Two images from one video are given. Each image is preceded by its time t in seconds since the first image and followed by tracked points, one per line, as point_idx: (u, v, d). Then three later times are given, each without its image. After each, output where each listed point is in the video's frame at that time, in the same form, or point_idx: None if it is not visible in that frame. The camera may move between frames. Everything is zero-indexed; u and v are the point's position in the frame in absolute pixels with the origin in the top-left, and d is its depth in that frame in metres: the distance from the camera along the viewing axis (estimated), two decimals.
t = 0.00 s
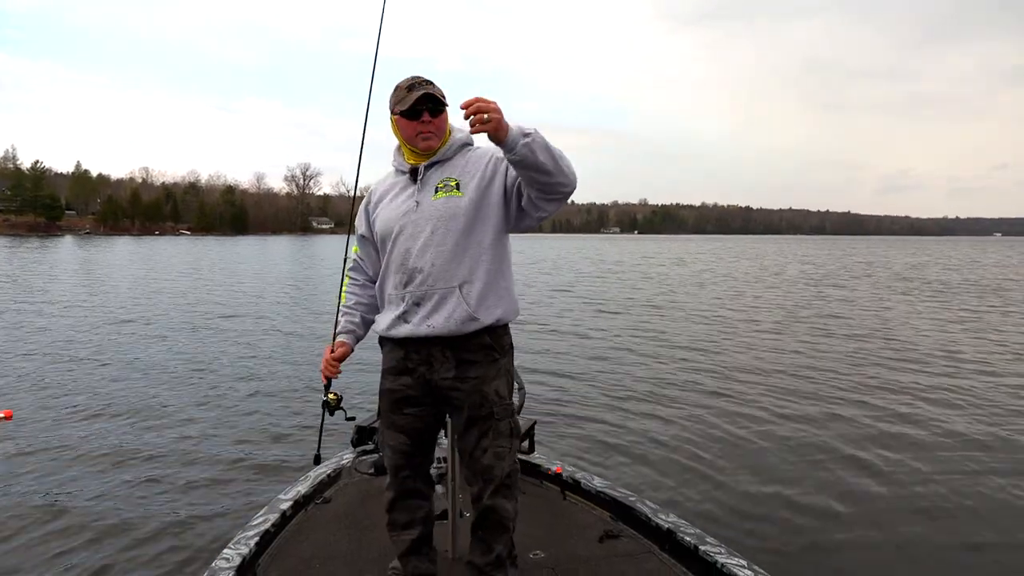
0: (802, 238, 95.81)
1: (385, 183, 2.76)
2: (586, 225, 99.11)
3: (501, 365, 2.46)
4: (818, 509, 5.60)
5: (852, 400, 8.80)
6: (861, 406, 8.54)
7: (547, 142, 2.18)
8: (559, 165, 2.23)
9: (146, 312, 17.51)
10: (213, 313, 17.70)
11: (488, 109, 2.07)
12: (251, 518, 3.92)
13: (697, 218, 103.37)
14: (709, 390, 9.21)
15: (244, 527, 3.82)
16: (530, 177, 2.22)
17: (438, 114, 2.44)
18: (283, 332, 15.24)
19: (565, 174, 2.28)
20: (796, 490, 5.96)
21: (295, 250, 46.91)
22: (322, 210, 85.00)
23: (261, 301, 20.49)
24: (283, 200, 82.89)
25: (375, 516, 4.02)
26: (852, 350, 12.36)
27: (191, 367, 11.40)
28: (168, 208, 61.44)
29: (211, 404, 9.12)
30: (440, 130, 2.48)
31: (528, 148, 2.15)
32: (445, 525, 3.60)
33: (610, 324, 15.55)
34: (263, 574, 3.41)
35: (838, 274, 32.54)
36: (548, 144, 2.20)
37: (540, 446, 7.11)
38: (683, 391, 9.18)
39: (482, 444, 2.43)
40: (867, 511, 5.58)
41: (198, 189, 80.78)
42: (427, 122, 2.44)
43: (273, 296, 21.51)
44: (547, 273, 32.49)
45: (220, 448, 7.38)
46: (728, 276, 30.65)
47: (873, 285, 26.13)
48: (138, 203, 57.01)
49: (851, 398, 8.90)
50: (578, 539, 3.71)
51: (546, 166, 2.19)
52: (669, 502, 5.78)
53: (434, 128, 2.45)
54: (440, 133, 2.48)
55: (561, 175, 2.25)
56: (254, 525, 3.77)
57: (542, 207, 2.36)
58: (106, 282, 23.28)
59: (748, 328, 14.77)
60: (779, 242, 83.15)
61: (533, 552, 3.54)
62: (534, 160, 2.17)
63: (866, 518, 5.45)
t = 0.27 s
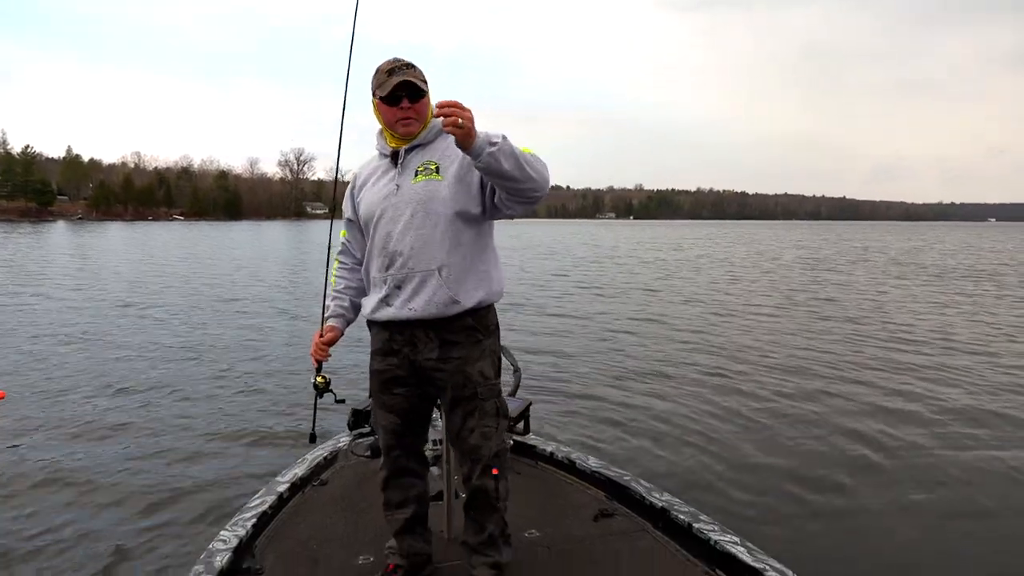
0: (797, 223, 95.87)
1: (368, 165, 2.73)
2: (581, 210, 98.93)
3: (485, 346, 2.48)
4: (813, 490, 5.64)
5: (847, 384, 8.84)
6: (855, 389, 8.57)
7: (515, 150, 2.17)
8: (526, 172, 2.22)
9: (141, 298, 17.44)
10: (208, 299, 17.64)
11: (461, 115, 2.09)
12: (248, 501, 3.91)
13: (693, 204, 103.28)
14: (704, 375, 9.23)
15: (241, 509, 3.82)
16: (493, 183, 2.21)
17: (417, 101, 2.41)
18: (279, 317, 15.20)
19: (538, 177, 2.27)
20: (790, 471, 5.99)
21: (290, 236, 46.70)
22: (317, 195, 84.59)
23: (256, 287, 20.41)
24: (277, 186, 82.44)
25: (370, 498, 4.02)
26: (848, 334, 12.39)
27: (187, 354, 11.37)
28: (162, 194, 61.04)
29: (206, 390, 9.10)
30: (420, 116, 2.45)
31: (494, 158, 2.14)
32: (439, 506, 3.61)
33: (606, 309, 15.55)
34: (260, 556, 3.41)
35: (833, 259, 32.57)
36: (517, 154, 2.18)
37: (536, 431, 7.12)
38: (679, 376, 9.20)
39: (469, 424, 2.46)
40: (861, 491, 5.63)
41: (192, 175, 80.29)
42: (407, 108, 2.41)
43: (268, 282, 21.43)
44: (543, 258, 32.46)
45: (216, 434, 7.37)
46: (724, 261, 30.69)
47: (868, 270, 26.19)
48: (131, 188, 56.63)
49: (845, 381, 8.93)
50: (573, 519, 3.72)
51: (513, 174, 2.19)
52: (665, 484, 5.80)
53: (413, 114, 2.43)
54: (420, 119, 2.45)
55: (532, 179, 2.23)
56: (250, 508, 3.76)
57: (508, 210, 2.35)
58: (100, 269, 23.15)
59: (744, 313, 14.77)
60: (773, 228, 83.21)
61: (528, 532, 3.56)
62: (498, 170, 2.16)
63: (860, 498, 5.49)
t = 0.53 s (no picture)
0: (787, 203, 96.09)
1: (355, 136, 2.70)
2: (572, 188, 98.68)
3: (464, 320, 2.47)
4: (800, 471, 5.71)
5: (834, 364, 8.93)
6: (843, 369, 8.67)
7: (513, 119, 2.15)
8: (523, 142, 2.20)
9: (130, 271, 17.31)
10: (197, 273, 17.54)
11: (453, 73, 2.07)
12: (240, 474, 3.92)
13: (684, 182, 103.24)
14: (694, 353, 9.30)
15: (232, 482, 3.83)
16: (493, 150, 2.20)
17: (398, 98, 2.31)
18: (269, 293, 15.15)
19: (533, 150, 2.25)
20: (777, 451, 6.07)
21: (280, 210, 46.37)
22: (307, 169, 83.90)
23: (246, 261, 20.30)
24: (267, 159, 81.66)
25: (361, 471, 4.04)
26: (836, 314, 12.50)
27: (176, 328, 11.32)
28: (150, 166, 60.35)
29: (197, 364, 9.08)
30: (403, 108, 2.36)
31: (493, 120, 2.12)
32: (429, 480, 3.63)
33: (597, 287, 15.60)
34: (252, 529, 3.42)
35: (823, 239, 32.73)
36: (514, 122, 2.16)
37: (527, 407, 7.16)
38: (668, 354, 9.26)
39: (446, 397, 2.46)
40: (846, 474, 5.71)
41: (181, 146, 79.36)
42: (388, 104, 2.33)
43: (258, 257, 21.32)
44: (534, 236, 32.43)
45: (208, 408, 7.37)
46: (715, 240, 30.76)
47: (857, 251, 26.35)
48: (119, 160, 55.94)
49: (833, 362, 9.03)
50: (564, 493, 3.75)
51: (509, 143, 2.17)
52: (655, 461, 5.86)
53: (394, 109, 2.35)
54: (403, 111, 2.37)
55: (525, 152, 2.22)
56: (242, 480, 3.77)
57: (501, 182, 2.34)
58: (88, 241, 22.94)
59: (735, 292, 14.84)
60: (763, 207, 83.41)
61: (518, 506, 3.59)
62: (496, 134, 2.14)
63: (846, 481, 5.57)
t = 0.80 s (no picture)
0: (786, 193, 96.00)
1: (350, 121, 2.68)
2: (571, 177, 98.50)
3: (455, 310, 2.48)
4: (799, 457, 5.73)
5: (834, 353, 8.94)
6: (842, 358, 8.68)
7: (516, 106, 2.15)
8: (526, 128, 2.20)
9: (129, 260, 17.28)
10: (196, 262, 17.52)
11: (450, 55, 2.08)
12: (240, 462, 3.92)
13: (683, 172, 103.05)
14: (694, 342, 9.30)
15: (233, 471, 3.83)
16: (495, 135, 2.19)
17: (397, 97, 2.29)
18: (269, 282, 15.13)
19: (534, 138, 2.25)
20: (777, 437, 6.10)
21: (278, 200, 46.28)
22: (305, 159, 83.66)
23: (245, 250, 20.27)
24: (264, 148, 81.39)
25: (362, 460, 4.05)
26: (835, 304, 12.51)
27: (176, 317, 11.32)
28: (147, 154, 60.14)
29: (197, 354, 9.08)
30: (401, 105, 2.35)
31: (497, 101, 2.12)
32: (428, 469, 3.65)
33: (596, 276, 15.60)
34: (252, 517, 3.43)
35: (822, 229, 32.71)
36: (518, 109, 2.16)
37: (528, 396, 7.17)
38: (668, 343, 9.27)
39: (437, 385, 2.47)
40: (845, 459, 5.73)
41: (178, 135, 79.03)
42: (386, 102, 2.32)
43: (257, 246, 21.28)
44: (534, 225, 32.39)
45: (208, 397, 7.38)
46: (714, 229, 30.73)
47: (856, 241, 26.34)
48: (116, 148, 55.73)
49: (832, 351, 9.04)
50: (564, 482, 3.77)
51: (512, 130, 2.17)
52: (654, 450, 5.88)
53: (392, 107, 2.34)
54: (401, 108, 2.36)
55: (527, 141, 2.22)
56: (242, 469, 3.78)
57: (501, 172, 2.34)
58: (86, 230, 22.89)
59: (734, 283, 14.84)
60: (763, 197, 83.30)
61: (518, 495, 3.60)
62: (499, 117, 2.14)
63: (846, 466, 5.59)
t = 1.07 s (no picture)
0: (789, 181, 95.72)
1: (350, 108, 2.67)
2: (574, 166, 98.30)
3: (452, 293, 2.46)
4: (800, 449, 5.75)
5: (838, 342, 8.95)
6: (846, 347, 8.68)
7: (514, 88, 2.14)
8: (524, 112, 2.19)
9: (133, 248, 17.32)
10: (199, 250, 17.54)
11: (446, 38, 2.09)
12: (245, 449, 3.94)
13: (686, 160, 102.73)
14: (698, 331, 9.31)
15: (238, 456, 3.85)
16: (493, 119, 2.18)
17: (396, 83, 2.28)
18: (272, 270, 15.16)
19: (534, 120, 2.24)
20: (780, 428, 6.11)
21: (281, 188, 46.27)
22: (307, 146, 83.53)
23: (248, 238, 20.28)
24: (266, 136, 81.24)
25: (367, 447, 4.06)
26: (839, 293, 12.50)
27: (180, 305, 11.35)
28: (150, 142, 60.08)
29: (202, 342, 9.11)
30: (401, 92, 2.33)
31: (494, 86, 2.11)
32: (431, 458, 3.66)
33: (600, 265, 15.60)
34: (257, 503, 3.44)
35: (826, 217, 32.62)
36: (516, 90, 2.15)
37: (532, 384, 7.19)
38: (672, 332, 9.28)
39: (425, 368, 2.47)
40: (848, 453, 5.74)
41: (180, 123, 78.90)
42: (386, 88, 2.30)
43: (261, 234, 21.30)
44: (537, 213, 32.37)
45: (214, 384, 7.41)
46: (718, 218, 30.67)
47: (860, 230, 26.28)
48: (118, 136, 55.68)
49: (836, 340, 9.04)
50: (568, 470, 3.78)
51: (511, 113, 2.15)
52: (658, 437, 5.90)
53: (392, 94, 2.32)
54: (400, 95, 2.34)
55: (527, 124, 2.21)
56: (248, 454, 3.79)
57: (501, 156, 2.32)
58: (90, 218, 22.93)
59: (737, 271, 14.82)
60: (766, 186, 83.09)
61: (522, 483, 3.61)
62: (497, 100, 2.12)
63: (846, 459, 5.61)
